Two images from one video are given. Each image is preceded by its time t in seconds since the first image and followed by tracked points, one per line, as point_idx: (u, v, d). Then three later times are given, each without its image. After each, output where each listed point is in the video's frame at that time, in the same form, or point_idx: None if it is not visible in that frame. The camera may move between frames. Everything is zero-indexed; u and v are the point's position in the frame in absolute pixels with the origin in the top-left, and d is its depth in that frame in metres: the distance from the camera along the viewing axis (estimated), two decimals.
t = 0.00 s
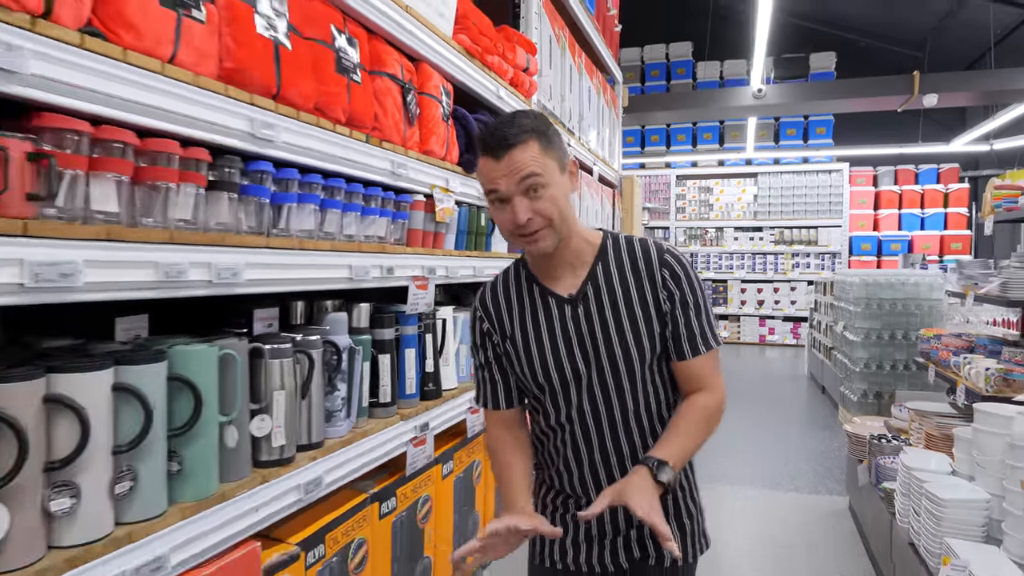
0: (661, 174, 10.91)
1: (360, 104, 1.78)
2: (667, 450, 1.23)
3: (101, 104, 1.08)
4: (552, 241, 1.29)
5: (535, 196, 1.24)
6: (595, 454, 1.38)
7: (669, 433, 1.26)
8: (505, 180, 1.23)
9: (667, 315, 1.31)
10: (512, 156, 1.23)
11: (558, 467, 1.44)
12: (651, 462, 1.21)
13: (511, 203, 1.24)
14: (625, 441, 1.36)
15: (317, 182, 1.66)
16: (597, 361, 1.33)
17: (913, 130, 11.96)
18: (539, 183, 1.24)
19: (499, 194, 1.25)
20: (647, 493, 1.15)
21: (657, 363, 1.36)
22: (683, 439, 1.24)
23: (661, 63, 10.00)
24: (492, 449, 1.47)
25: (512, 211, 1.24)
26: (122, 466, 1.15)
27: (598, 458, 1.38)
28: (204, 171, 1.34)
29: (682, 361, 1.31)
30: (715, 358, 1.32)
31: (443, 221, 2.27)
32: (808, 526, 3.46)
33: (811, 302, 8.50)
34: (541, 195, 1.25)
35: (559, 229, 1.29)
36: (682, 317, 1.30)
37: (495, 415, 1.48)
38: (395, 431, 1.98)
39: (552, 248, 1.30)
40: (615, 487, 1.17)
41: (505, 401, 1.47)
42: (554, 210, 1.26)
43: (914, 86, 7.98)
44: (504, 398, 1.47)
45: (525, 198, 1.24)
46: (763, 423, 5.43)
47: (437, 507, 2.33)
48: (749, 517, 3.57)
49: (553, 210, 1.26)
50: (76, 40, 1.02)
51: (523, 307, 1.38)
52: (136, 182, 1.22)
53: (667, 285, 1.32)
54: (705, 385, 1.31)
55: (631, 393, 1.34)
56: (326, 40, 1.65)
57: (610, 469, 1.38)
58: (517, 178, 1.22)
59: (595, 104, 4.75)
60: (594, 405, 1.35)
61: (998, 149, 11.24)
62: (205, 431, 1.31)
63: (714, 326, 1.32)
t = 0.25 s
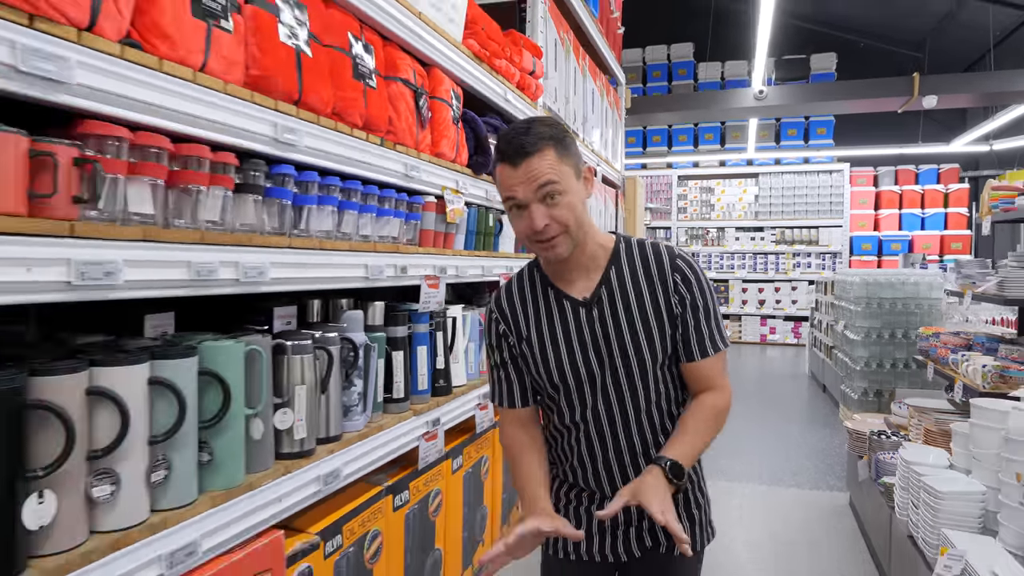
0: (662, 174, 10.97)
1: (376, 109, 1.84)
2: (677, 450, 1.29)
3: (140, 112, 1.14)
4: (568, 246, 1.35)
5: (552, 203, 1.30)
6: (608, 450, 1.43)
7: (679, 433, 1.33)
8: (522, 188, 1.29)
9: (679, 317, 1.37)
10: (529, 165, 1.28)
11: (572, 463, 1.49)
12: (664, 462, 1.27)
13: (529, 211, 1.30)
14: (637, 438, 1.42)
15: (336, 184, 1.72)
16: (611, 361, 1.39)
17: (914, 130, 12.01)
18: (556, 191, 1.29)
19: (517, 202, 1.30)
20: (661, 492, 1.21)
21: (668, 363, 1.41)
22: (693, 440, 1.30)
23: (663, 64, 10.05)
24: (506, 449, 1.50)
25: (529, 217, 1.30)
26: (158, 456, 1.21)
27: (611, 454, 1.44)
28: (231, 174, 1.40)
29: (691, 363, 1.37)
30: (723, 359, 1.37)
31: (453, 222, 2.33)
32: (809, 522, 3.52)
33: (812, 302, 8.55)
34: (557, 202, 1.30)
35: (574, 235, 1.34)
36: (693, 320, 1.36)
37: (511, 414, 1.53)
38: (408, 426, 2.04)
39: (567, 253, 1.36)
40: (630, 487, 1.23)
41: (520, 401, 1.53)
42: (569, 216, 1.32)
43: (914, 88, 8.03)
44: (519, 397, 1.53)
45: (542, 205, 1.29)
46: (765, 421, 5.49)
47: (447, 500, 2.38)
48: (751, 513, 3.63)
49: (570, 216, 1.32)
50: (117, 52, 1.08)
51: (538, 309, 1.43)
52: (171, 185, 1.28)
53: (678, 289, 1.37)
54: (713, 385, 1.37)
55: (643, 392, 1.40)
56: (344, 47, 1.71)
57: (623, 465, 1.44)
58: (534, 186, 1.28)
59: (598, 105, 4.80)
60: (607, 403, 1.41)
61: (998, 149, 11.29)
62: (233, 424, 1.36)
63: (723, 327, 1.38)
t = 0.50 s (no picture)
0: (664, 175, 11.03)
1: (392, 115, 1.90)
2: (685, 445, 1.36)
3: (177, 121, 1.20)
4: (580, 251, 1.41)
5: (565, 210, 1.37)
6: (619, 444, 1.50)
7: (686, 429, 1.39)
8: (538, 194, 1.36)
9: (687, 318, 1.43)
10: (544, 173, 1.35)
11: (584, 457, 1.56)
12: (674, 456, 1.33)
13: (544, 216, 1.37)
14: (646, 433, 1.48)
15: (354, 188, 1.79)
16: (621, 359, 1.45)
17: (914, 131, 12.08)
18: (570, 198, 1.36)
19: (532, 208, 1.37)
20: (671, 484, 1.27)
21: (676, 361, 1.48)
22: (700, 435, 1.37)
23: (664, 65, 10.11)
24: (520, 444, 1.58)
25: (544, 222, 1.37)
26: (192, 447, 1.28)
27: (621, 448, 1.50)
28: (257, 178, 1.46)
29: (699, 360, 1.43)
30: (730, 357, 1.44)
31: (463, 224, 2.40)
32: (810, 517, 3.58)
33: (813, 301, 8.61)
34: (571, 209, 1.37)
35: (586, 240, 1.41)
36: (701, 320, 1.42)
37: (526, 409, 1.59)
38: (421, 421, 2.10)
39: (579, 256, 1.42)
40: (641, 480, 1.29)
41: (534, 397, 1.59)
42: (581, 222, 1.39)
43: (914, 89, 8.09)
44: (532, 392, 1.59)
45: (556, 211, 1.36)
46: (766, 419, 5.55)
47: (457, 495, 2.45)
48: (753, 509, 3.69)
49: (581, 222, 1.39)
50: (157, 64, 1.14)
51: (551, 309, 1.50)
52: (204, 190, 1.35)
53: (686, 291, 1.44)
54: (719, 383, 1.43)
55: (652, 390, 1.46)
56: (361, 55, 1.77)
57: (632, 458, 1.50)
58: (549, 193, 1.35)
59: (602, 107, 4.86)
60: (617, 399, 1.47)
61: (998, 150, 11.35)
62: (261, 418, 1.43)
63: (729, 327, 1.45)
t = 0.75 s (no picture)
0: (664, 175, 11.08)
1: (400, 119, 1.96)
2: (684, 441, 1.41)
3: (198, 128, 1.25)
4: (584, 253, 1.45)
5: (568, 213, 1.40)
6: (623, 439, 1.54)
7: (687, 425, 1.45)
8: (542, 199, 1.39)
9: (688, 318, 1.48)
10: (545, 178, 1.38)
11: (588, 450, 1.60)
12: (673, 451, 1.39)
13: (548, 219, 1.40)
14: (648, 428, 1.53)
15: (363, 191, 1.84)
16: (624, 357, 1.50)
17: (913, 131, 12.13)
18: (573, 202, 1.39)
19: (537, 212, 1.41)
20: (669, 476, 1.33)
21: (677, 359, 1.53)
22: (699, 431, 1.42)
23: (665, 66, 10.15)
24: (527, 437, 1.64)
25: (547, 225, 1.41)
26: (212, 442, 1.33)
27: (623, 442, 1.55)
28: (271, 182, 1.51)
29: (701, 359, 1.48)
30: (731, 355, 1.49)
31: (469, 225, 2.46)
32: (810, 514, 3.63)
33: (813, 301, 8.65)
34: (574, 212, 1.40)
35: (589, 242, 1.44)
36: (702, 320, 1.47)
37: (533, 402, 1.65)
38: (429, 419, 2.15)
39: (583, 258, 1.46)
40: (641, 473, 1.35)
41: (541, 391, 1.64)
42: (585, 225, 1.42)
43: (913, 91, 8.14)
44: (540, 387, 1.64)
45: (559, 215, 1.40)
46: (766, 417, 5.59)
47: (463, 491, 2.49)
48: (754, 505, 3.74)
49: (584, 226, 1.41)
50: (180, 74, 1.19)
51: (557, 307, 1.55)
52: (222, 194, 1.39)
53: (688, 292, 1.48)
54: (719, 380, 1.48)
55: (654, 387, 1.51)
56: (371, 62, 1.82)
57: (634, 453, 1.55)
58: (552, 197, 1.38)
59: (603, 109, 4.91)
60: (621, 395, 1.52)
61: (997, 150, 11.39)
62: (276, 414, 1.48)
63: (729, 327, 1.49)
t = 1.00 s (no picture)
0: (662, 175, 11.14)
1: (402, 123, 2.01)
2: (669, 447, 1.43)
3: (209, 134, 1.30)
4: (560, 264, 1.55)
5: (540, 231, 1.50)
6: (615, 433, 1.59)
7: (675, 429, 1.46)
8: (518, 216, 1.51)
9: (680, 321, 1.49)
10: (519, 196, 1.48)
11: (584, 440, 1.66)
12: (656, 457, 1.41)
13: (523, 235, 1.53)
14: (638, 425, 1.57)
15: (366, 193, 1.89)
16: (617, 355, 1.54)
17: (909, 131, 12.20)
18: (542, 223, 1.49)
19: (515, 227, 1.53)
20: (651, 484, 1.36)
21: (669, 360, 1.54)
22: (685, 436, 1.44)
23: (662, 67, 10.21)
24: (522, 429, 1.68)
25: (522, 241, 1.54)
26: (223, 437, 1.37)
27: (615, 435, 1.60)
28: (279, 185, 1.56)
29: (691, 362, 1.49)
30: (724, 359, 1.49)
31: (470, 226, 2.51)
32: (804, 509, 3.69)
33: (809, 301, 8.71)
34: (545, 230, 1.50)
35: (564, 257, 1.53)
36: (693, 324, 1.47)
37: (531, 393, 1.70)
38: (430, 416, 2.20)
39: (562, 268, 1.56)
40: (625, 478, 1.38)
41: (540, 382, 1.70)
42: (557, 242, 1.50)
43: (907, 92, 8.20)
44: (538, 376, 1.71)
45: (531, 232, 1.51)
46: (762, 416, 5.65)
47: (463, 486, 2.54)
48: (749, 502, 3.79)
49: (556, 243, 1.50)
50: (193, 82, 1.24)
51: (555, 303, 1.60)
52: (232, 197, 1.44)
53: (680, 295, 1.49)
54: (710, 383, 1.48)
55: (644, 386, 1.54)
56: (374, 67, 1.87)
57: (625, 447, 1.60)
58: (524, 217, 1.49)
59: (601, 110, 4.97)
60: (613, 391, 1.57)
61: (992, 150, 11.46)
62: (283, 410, 1.52)
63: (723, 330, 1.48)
